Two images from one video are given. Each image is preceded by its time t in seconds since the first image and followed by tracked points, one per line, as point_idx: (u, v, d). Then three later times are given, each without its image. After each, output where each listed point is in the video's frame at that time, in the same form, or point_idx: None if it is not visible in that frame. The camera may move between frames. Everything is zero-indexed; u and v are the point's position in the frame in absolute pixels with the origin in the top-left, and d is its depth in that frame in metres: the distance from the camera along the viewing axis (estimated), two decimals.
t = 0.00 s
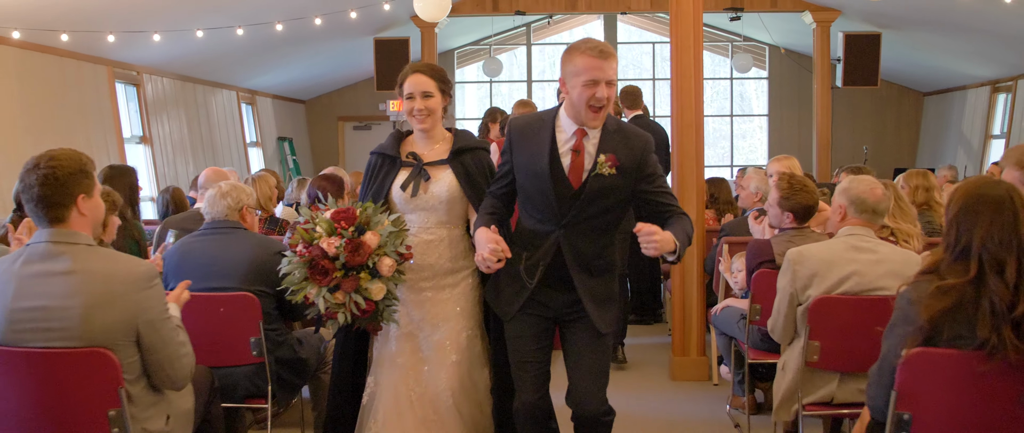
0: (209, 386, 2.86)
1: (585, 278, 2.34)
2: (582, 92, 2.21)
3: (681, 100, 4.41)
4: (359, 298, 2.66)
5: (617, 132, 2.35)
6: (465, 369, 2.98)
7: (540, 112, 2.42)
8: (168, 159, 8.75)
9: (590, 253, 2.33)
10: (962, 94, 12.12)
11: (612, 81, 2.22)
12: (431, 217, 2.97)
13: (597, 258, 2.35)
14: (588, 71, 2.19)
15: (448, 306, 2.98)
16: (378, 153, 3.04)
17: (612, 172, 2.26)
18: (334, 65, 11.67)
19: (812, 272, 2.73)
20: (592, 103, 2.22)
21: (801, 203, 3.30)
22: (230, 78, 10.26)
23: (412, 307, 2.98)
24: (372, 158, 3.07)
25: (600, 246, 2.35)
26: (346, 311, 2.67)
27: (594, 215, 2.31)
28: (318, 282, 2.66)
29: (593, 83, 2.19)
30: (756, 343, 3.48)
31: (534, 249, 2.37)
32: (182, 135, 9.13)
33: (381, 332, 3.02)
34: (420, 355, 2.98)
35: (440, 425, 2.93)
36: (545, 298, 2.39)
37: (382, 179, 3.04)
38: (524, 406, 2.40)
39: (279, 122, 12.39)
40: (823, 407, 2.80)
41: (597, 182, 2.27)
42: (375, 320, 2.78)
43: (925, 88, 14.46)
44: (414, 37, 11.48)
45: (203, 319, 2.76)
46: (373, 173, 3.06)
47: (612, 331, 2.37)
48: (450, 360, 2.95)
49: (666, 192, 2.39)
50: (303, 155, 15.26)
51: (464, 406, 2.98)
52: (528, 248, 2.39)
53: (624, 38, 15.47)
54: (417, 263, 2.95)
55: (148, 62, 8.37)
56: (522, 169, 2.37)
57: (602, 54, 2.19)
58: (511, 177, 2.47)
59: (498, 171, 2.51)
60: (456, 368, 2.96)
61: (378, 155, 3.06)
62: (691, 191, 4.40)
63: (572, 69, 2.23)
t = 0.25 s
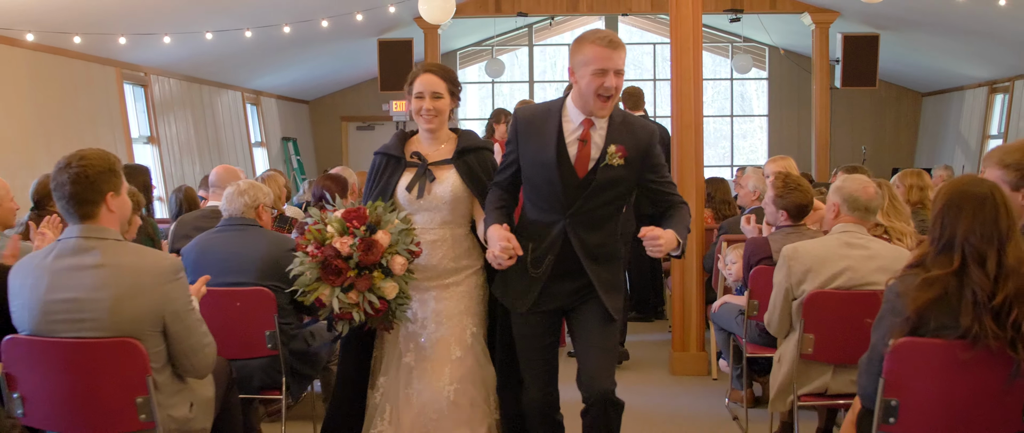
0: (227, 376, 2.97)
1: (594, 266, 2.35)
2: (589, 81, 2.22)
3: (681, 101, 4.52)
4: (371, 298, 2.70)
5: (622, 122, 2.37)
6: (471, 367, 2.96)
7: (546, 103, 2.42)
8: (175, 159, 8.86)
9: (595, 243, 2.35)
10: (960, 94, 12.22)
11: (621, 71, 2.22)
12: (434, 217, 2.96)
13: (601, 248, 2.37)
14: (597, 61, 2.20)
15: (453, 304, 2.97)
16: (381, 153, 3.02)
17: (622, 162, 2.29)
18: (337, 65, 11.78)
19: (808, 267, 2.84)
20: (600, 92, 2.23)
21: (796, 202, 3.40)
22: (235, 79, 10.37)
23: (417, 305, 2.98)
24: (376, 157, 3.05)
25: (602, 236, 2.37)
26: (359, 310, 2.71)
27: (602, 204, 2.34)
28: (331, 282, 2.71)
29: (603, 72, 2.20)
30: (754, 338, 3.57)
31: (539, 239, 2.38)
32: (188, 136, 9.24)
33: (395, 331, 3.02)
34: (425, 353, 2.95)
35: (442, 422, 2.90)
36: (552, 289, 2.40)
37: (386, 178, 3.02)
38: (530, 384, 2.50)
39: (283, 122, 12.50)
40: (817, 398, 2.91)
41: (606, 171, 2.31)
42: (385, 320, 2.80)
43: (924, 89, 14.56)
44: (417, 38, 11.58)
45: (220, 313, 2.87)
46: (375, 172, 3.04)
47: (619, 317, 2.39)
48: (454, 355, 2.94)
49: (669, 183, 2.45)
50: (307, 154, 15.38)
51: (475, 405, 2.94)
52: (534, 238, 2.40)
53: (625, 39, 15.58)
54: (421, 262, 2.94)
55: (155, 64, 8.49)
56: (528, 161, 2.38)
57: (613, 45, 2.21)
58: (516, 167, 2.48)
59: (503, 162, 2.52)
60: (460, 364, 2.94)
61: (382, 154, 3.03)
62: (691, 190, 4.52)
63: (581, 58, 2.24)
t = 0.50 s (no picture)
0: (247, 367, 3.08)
1: (599, 250, 2.32)
2: (599, 67, 2.17)
3: (682, 102, 4.62)
4: (381, 308, 2.62)
5: (632, 109, 2.33)
6: (475, 376, 2.89)
7: (556, 90, 2.37)
8: (182, 159, 8.98)
9: (603, 230, 2.31)
10: (958, 94, 12.31)
11: (631, 58, 2.17)
12: (440, 223, 2.89)
13: (609, 235, 2.33)
14: (607, 48, 2.14)
15: (460, 310, 2.89)
16: (389, 160, 2.97)
17: (634, 149, 2.27)
18: (341, 66, 11.88)
19: (803, 263, 2.93)
20: (609, 79, 2.18)
21: (792, 200, 3.50)
22: (240, 80, 10.47)
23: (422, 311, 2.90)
24: (384, 164, 3.00)
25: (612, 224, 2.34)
26: (368, 319, 2.63)
27: (613, 191, 2.30)
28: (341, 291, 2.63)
29: (612, 59, 2.15)
30: (752, 332, 3.67)
31: (549, 227, 2.33)
32: (195, 135, 9.35)
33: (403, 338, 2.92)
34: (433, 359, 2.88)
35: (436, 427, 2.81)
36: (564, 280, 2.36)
37: (393, 186, 2.97)
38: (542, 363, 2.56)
39: (287, 123, 12.61)
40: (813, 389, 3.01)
41: (617, 158, 2.28)
42: (393, 328, 2.74)
43: (922, 89, 14.67)
44: (420, 38, 11.67)
45: (233, 308, 2.97)
46: (384, 181, 2.99)
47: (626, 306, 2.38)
48: (457, 365, 2.87)
49: (672, 171, 2.42)
50: (310, 154, 15.48)
51: (478, 416, 2.86)
52: (544, 227, 2.34)
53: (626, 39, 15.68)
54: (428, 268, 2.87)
55: (163, 65, 8.60)
56: (538, 149, 2.32)
57: (623, 33, 2.15)
58: (524, 155, 2.41)
59: (508, 151, 2.45)
60: (464, 374, 2.88)
61: (389, 162, 2.98)
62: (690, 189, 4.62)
63: (591, 45, 2.19)
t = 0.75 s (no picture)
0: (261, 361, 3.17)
1: (610, 250, 2.24)
2: (607, 65, 2.12)
3: (682, 103, 4.72)
4: (386, 304, 2.58)
5: (642, 107, 2.27)
6: (481, 382, 2.81)
7: (565, 89, 2.31)
8: (188, 159, 9.09)
9: (615, 228, 2.24)
10: (955, 96, 12.43)
11: (640, 57, 2.12)
12: (448, 225, 2.81)
13: (621, 234, 2.26)
14: (615, 46, 2.09)
15: (467, 314, 2.82)
16: (397, 165, 2.90)
17: (645, 144, 2.22)
18: (344, 67, 11.98)
19: (799, 261, 3.05)
20: (617, 76, 2.13)
21: (787, 201, 3.61)
22: (244, 81, 10.56)
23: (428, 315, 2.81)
24: (392, 170, 2.93)
25: (623, 223, 2.27)
26: (375, 317, 2.59)
27: (624, 187, 2.24)
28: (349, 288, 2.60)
29: (619, 57, 2.10)
30: (750, 329, 3.78)
31: (559, 227, 2.26)
32: (200, 136, 9.46)
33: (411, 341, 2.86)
34: (437, 361, 2.81)
35: None
36: (576, 283, 2.28)
37: (402, 190, 2.89)
38: (549, 362, 2.50)
39: (290, 123, 12.72)
40: (809, 383, 3.11)
41: (625, 154, 2.22)
42: (399, 329, 2.72)
43: (920, 90, 14.78)
44: (422, 40, 11.79)
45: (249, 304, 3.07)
46: (393, 186, 2.92)
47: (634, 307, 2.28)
48: (460, 369, 2.78)
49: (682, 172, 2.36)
50: (312, 154, 15.59)
51: (482, 424, 2.76)
52: (554, 226, 2.26)
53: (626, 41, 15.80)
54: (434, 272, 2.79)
55: (169, 66, 8.71)
56: (548, 147, 2.26)
57: (632, 31, 2.08)
58: (534, 158, 2.34)
59: (517, 152, 2.38)
60: (466, 378, 2.79)
61: (398, 166, 2.91)
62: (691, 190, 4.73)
63: (600, 42, 2.13)
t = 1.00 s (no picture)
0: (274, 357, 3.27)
1: (617, 256, 2.21)
2: (613, 69, 2.13)
3: (681, 107, 4.83)
4: (392, 281, 2.59)
5: (649, 114, 2.27)
6: (489, 383, 2.85)
7: (572, 97, 2.32)
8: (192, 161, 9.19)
9: (624, 234, 2.22)
10: (950, 98, 12.55)
11: (645, 61, 2.13)
12: (457, 226, 2.85)
13: (629, 242, 2.24)
14: (621, 51, 2.10)
15: (475, 316, 2.86)
16: (404, 166, 2.98)
17: (649, 149, 2.21)
18: (345, 70, 12.07)
19: (794, 260, 3.15)
20: (622, 81, 2.14)
21: (782, 202, 3.70)
22: (246, 83, 10.65)
23: (438, 316, 2.86)
24: (401, 171, 3.01)
25: (632, 231, 2.25)
26: (381, 294, 2.59)
27: (632, 193, 2.23)
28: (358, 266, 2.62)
29: (624, 62, 2.11)
30: (746, 328, 3.88)
31: (567, 234, 2.24)
32: (203, 137, 9.56)
33: (413, 334, 2.91)
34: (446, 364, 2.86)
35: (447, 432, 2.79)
36: (586, 291, 2.25)
37: (409, 189, 2.98)
38: (554, 387, 2.41)
39: (292, 125, 12.81)
40: (803, 379, 3.22)
41: (629, 158, 2.21)
42: (404, 317, 2.71)
43: (916, 92, 14.90)
44: (423, 43, 11.90)
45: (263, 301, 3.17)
46: (402, 186, 3.01)
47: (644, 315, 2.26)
48: (467, 372, 2.83)
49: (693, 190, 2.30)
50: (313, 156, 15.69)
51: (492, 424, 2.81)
52: (562, 233, 2.25)
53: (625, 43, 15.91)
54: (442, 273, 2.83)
55: (174, 68, 8.82)
56: (555, 154, 2.27)
57: (637, 36, 2.11)
58: (543, 167, 2.32)
59: (526, 162, 2.37)
60: (474, 381, 2.84)
61: (405, 168, 2.98)
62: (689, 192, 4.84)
63: (606, 47, 2.15)
